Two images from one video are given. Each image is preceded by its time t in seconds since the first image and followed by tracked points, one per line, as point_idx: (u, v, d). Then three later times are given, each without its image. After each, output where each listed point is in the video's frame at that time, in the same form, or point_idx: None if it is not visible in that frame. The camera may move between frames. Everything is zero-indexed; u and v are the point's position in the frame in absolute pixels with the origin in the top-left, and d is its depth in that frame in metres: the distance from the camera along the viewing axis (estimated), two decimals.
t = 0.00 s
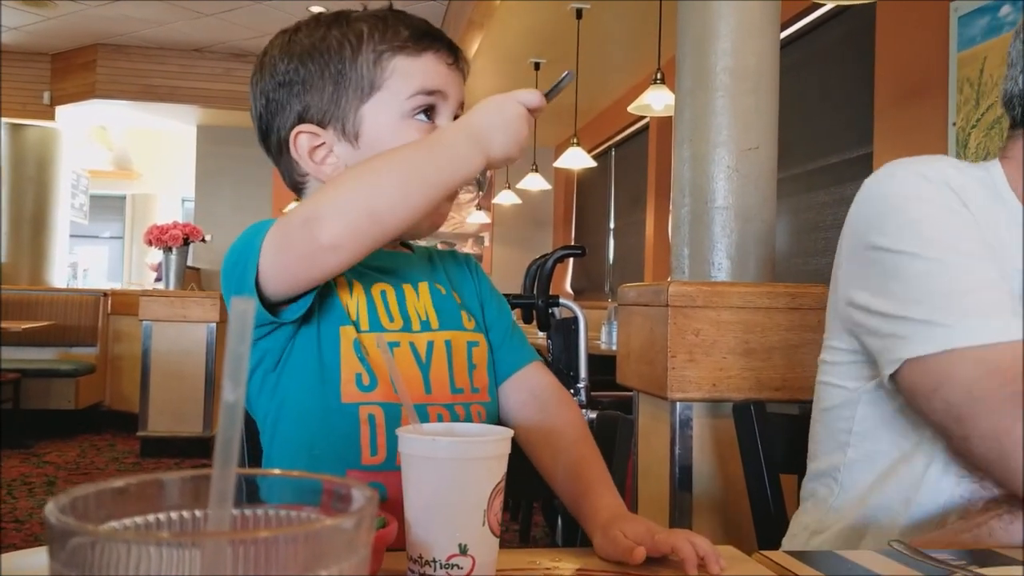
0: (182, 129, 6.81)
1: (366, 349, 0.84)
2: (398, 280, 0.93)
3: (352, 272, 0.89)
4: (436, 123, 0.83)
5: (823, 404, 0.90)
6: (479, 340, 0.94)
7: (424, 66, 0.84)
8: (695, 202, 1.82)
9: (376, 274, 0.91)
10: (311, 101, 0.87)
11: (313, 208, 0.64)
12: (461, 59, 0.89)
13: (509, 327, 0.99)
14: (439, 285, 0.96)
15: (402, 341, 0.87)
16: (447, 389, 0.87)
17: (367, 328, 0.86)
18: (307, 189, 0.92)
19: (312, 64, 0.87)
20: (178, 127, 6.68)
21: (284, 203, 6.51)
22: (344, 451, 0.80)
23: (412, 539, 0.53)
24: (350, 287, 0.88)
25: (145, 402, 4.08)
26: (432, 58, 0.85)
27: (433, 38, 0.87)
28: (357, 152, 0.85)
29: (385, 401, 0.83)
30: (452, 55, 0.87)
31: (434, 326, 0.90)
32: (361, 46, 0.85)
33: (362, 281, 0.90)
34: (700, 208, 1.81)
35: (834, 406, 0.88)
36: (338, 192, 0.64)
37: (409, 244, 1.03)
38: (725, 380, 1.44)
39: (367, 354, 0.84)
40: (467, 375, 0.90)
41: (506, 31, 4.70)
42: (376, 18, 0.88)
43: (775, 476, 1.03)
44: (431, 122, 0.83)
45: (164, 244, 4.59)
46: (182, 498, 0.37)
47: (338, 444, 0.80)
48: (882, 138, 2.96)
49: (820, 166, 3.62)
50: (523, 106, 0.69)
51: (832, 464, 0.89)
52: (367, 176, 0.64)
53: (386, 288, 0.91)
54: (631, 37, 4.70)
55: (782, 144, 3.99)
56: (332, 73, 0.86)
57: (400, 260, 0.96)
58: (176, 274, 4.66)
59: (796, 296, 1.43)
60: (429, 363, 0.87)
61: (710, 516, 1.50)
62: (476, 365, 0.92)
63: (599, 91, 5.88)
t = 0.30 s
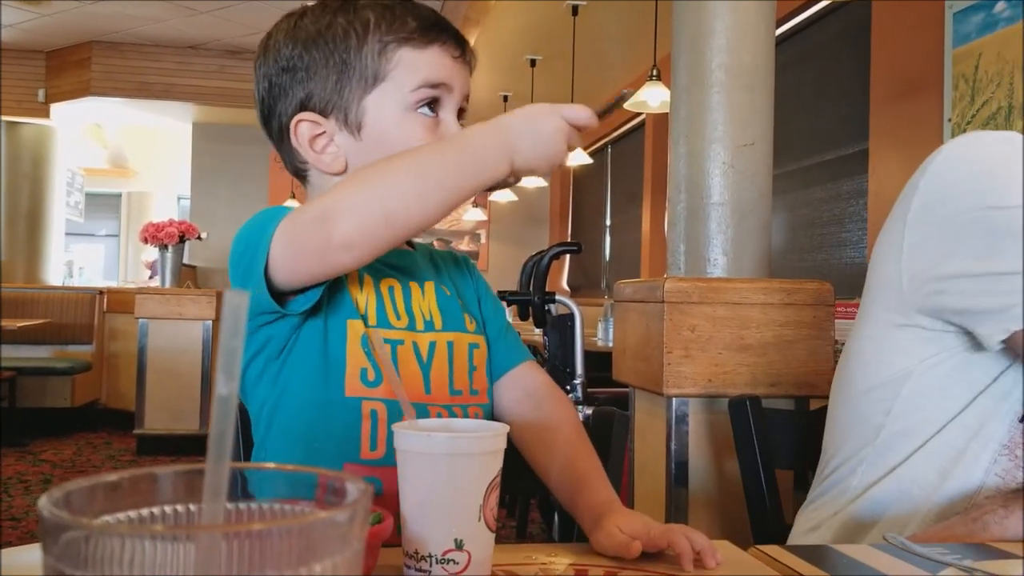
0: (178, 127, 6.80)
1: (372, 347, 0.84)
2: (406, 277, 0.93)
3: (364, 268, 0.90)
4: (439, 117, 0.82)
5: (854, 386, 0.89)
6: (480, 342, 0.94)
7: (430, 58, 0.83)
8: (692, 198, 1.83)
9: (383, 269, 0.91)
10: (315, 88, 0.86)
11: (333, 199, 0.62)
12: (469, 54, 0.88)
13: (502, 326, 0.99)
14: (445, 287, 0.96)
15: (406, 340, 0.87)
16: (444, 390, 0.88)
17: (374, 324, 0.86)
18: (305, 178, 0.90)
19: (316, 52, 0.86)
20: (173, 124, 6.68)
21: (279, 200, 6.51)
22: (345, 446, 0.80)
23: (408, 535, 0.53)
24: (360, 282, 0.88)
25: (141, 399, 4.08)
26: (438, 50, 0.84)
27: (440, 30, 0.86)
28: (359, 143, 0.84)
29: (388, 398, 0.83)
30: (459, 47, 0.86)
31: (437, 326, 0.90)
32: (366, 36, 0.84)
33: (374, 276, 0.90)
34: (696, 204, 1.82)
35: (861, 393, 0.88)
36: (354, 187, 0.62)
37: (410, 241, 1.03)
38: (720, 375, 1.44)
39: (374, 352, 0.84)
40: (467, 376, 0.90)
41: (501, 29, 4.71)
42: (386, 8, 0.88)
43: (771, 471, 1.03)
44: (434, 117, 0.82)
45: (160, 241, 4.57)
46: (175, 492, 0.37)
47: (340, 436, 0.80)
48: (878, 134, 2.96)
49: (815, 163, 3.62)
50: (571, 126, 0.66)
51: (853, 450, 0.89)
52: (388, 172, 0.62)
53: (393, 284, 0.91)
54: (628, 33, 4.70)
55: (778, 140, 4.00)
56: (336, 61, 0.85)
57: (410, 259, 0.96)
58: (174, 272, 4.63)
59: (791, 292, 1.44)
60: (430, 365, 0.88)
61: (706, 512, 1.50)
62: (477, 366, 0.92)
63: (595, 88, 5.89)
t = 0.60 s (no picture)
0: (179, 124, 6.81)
1: (372, 362, 0.83)
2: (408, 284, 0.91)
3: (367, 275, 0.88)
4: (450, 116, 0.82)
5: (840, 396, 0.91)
6: (479, 350, 0.93)
7: (440, 57, 0.82)
8: (694, 200, 1.83)
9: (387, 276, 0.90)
10: (323, 91, 0.86)
11: (281, 242, 0.64)
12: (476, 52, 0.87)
13: (506, 322, 0.98)
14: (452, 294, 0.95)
15: (406, 353, 0.86)
16: (440, 403, 0.86)
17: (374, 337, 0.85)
18: (318, 179, 0.92)
19: (325, 53, 0.85)
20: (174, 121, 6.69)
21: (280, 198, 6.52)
22: (340, 458, 0.81)
23: (411, 536, 0.53)
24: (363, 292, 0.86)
25: (142, 397, 4.08)
26: (447, 48, 0.83)
27: (450, 27, 0.85)
28: (370, 144, 0.85)
29: (386, 413, 0.83)
30: (467, 46, 0.85)
31: (438, 338, 0.89)
32: (374, 35, 0.83)
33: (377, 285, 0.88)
34: (698, 206, 1.82)
35: (853, 405, 0.89)
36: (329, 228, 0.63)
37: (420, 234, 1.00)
38: (722, 378, 1.45)
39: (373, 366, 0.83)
40: (465, 387, 0.90)
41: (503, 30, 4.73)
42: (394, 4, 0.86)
43: (772, 474, 1.03)
44: (445, 115, 0.82)
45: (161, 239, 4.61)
46: (185, 494, 0.37)
47: (333, 448, 0.81)
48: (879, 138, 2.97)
49: (817, 165, 3.63)
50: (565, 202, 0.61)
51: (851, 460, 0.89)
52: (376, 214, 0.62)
53: (396, 292, 0.89)
54: (630, 34, 4.71)
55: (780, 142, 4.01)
56: (344, 61, 0.84)
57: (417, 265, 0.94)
58: (175, 269, 4.62)
59: (792, 295, 1.44)
60: (427, 377, 0.86)
61: (706, 514, 1.51)
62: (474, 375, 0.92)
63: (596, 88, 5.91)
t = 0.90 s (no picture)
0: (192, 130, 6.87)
1: (376, 379, 0.83)
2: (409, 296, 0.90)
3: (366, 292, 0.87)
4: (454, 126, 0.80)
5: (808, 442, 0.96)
6: (486, 357, 0.93)
7: (443, 63, 0.81)
8: (709, 204, 1.82)
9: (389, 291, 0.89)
10: (327, 94, 0.84)
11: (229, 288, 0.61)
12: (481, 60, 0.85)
13: (517, 329, 0.97)
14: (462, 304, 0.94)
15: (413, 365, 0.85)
16: (454, 413, 0.87)
17: (378, 354, 0.84)
18: (318, 184, 0.89)
19: (329, 57, 0.84)
20: (187, 127, 6.73)
21: (292, 203, 6.55)
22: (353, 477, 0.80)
23: (426, 544, 0.52)
24: (364, 309, 0.86)
25: (154, 402, 4.09)
26: (451, 55, 0.82)
27: (453, 33, 0.84)
28: (372, 149, 0.82)
29: (395, 429, 0.83)
30: (472, 53, 0.84)
31: (445, 348, 0.89)
32: (379, 40, 0.82)
33: (378, 300, 0.87)
34: (713, 210, 1.81)
35: (826, 438, 0.92)
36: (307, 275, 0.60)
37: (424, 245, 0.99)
38: (737, 384, 1.44)
39: (378, 383, 0.83)
40: (476, 397, 0.90)
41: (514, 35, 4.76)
42: (399, 12, 0.85)
43: (790, 482, 1.02)
44: (449, 125, 0.80)
45: (174, 244, 4.59)
46: (207, 501, 0.37)
47: (346, 469, 0.80)
48: (894, 141, 2.96)
49: (832, 169, 3.62)
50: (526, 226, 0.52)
51: (829, 487, 0.92)
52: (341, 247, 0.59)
53: (399, 305, 0.88)
54: (641, 39, 4.71)
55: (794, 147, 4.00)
56: (349, 66, 0.83)
57: (419, 277, 0.93)
58: (187, 274, 4.64)
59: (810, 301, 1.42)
60: (438, 388, 0.87)
61: (723, 523, 1.49)
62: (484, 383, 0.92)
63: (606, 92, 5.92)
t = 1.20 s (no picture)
0: (206, 142, 6.95)
1: (349, 378, 0.83)
2: (397, 299, 0.89)
3: (348, 293, 0.87)
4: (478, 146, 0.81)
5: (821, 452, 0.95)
6: (474, 364, 0.91)
7: (480, 93, 0.83)
8: (721, 214, 1.82)
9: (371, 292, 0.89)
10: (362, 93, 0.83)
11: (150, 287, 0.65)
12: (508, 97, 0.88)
13: (515, 339, 0.96)
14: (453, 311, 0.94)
15: (391, 367, 0.85)
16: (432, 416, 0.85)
17: (354, 353, 0.84)
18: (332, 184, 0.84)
19: (374, 65, 0.84)
20: (201, 139, 6.80)
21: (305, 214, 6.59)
22: (326, 477, 0.80)
23: (439, 554, 0.52)
24: (342, 307, 0.86)
25: (168, 413, 4.11)
26: (488, 88, 0.85)
27: (491, 70, 0.87)
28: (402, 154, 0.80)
29: (369, 429, 0.82)
30: (502, 89, 0.87)
31: (426, 351, 0.88)
32: (427, 59, 0.84)
33: (358, 301, 0.87)
34: (726, 220, 1.80)
35: (837, 450, 0.91)
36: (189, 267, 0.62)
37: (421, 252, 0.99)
38: (752, 395, 1.43)
39: (350, 383, 0.83)
40: (458, 400, 0.88)
41: (526, 46, 4.79)
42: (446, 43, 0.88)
43: (804, 492, 1.01)
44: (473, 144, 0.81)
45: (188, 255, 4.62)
46: (222, 510, 0.36)
47: (319, 467, 0.80)
48: (908, 148, 2.94)
49: (846, 178, 3.60)
50: (382, 178, 0.55)
51: (840, 499, 0.91)
52: (239, 239, 0.61)
53: (381, 307, 0.88)
54: (653, 49, 4.72)
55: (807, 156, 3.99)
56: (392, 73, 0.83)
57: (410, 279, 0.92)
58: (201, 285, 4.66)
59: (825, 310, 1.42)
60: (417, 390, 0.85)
61: (736, 534, 1.47)
62: (470, 389, 0.90)
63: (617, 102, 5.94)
